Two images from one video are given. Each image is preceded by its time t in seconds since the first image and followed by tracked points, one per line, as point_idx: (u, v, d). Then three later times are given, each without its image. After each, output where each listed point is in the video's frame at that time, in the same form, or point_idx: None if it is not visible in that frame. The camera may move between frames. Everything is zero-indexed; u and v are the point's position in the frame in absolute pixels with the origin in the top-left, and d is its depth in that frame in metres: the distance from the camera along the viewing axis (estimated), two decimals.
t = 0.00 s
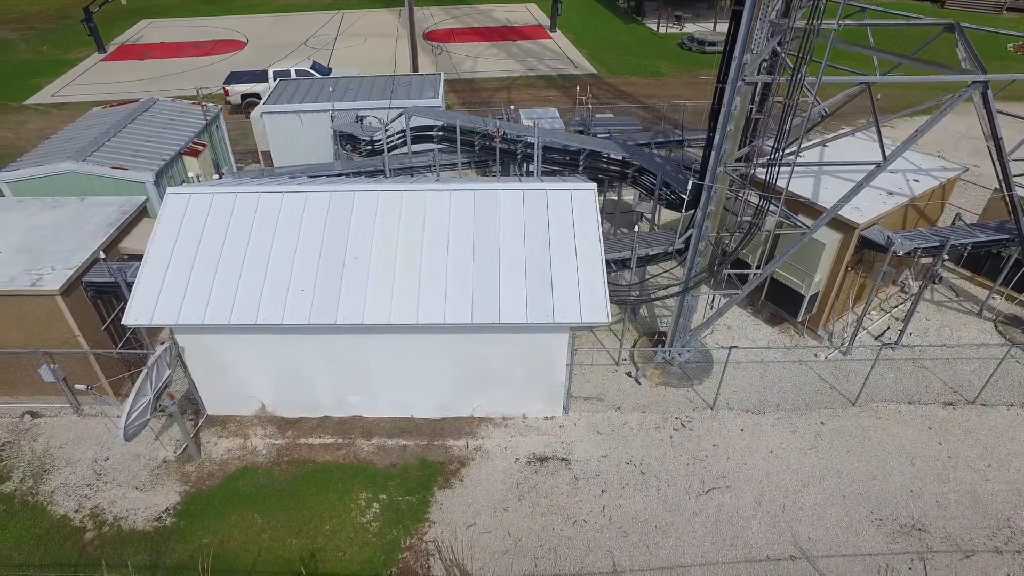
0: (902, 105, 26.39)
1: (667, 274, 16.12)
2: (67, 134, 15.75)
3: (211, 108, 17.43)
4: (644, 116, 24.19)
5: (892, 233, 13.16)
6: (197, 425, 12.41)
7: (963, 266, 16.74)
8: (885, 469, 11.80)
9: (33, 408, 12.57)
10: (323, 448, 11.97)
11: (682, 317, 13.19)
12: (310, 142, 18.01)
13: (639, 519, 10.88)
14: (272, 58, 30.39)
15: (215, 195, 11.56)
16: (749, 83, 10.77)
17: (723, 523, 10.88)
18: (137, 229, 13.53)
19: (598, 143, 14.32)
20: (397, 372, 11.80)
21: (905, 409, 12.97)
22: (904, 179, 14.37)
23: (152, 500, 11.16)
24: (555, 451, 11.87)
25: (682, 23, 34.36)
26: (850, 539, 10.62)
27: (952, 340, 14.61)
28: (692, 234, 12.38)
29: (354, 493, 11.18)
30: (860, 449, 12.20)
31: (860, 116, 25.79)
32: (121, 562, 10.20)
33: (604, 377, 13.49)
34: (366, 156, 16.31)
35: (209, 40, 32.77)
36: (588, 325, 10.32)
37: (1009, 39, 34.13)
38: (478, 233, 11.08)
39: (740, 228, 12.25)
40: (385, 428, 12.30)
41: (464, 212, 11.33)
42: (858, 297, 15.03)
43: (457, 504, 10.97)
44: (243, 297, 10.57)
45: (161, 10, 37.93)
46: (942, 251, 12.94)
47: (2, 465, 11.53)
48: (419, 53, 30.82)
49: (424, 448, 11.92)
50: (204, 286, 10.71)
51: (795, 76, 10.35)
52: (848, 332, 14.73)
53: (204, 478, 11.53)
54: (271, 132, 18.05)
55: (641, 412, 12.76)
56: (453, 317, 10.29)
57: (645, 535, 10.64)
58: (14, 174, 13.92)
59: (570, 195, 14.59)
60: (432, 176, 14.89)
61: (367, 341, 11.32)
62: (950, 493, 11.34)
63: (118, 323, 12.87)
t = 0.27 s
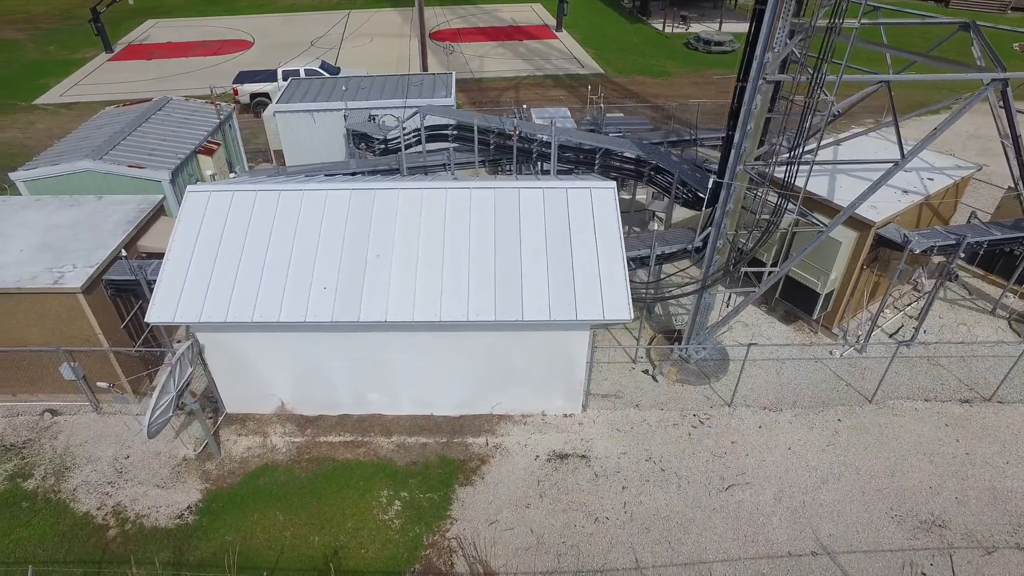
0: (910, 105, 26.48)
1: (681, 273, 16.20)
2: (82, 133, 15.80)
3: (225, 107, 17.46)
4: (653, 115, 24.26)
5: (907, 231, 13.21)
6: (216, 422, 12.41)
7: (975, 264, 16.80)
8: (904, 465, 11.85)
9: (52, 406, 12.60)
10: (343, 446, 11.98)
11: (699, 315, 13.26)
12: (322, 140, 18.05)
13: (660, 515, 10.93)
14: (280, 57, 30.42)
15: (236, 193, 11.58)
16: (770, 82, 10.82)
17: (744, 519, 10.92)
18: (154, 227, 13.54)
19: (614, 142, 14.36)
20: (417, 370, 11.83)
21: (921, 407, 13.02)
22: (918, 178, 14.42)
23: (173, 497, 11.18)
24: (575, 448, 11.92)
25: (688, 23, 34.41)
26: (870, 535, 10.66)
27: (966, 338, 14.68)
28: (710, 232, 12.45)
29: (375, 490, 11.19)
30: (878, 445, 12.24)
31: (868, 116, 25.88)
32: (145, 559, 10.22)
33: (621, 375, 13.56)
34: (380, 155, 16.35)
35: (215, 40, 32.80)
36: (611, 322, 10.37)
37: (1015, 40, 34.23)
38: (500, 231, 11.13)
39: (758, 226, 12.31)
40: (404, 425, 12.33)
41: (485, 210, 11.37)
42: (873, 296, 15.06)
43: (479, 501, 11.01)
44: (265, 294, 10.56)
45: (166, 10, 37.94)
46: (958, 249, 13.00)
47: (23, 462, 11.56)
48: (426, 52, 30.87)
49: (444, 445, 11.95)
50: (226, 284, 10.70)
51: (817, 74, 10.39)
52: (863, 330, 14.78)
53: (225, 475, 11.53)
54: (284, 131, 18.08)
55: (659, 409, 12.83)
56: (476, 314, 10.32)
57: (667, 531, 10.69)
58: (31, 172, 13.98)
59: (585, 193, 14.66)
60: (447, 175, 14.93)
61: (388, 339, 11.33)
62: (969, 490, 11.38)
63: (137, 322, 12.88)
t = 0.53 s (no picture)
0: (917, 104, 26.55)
1: (694, 271, 16.27)
2: (97, 131, 15.83)
3: (237, 105, 17.49)
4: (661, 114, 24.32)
5: (923, 228, 13.26)
6: (234, 419, 12.42)
7: (986, 262, 16.86)
8: (921, 461, 11.88)
9: (70, 402, 12.62)
10: (362, 442, 12.01)
11: (716, 312, 13.31)
12: (334, 138, 18.08)
13: (680, 510, 10.96)
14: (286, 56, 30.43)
15: (256, 189, 11.61)
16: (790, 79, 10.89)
17: (763, 514, 10.96)
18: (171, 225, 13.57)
19: (629, 139, 14.40)
20: (436, 366, 11.86)
21: (937, 403, 13.06)
22: (932, 175, 14.47)
23: (194, 493, 11.19)
24: (593, 444, 11.98)
25: (693, 22, 34.46)
26: (889, 530, 10.69)
27: (980, 334, 14.72)
28: (727, 229, 12.53)
29: (395, 486, 11.20)
30: (894, 441, 12.28)
31: (875, 115, 25.95)
32: (167, 554, 10.24)
33: (637, 372, 13.63)
34: (393, 153, 16.38)
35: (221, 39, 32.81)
36: (632, 318, 10.40)
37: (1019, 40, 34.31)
38: (520, 227, 11.17)
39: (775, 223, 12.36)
40: (423, 421, 12.36)
41: (505, 207, 11.42)
42: (887, 293, 15.10)
43: (499, 497, 11.04)
44: (287, 290, 10.58)
45: (172, 9, 37.95)
46: (974, 246, 13.04)
47: (43, 458, 11.59)
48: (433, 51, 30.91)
49: (463, 441, 11.97)
50: (247, 280, 10.70)
51: (837, 72, 10.45)
52: (876, 327, 14.82)
53: (245, 471, 11.54)
54: (295, 128, 18.10)
55: (676, 406, 12.89)
56: (498, 309, 10.35)
57: (687, 526, 10.72)
58: (47, 169, 14.03)
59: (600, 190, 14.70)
60: (462, 172, 14.96)
61: (408, 335, 11.36)
62: (987, 485, 11.41)
63: (154, 319, 12.88)
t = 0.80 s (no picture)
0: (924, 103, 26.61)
1: (706, 268, 16.30)
2: (109, 128, 15.84)
3: (249, 103, 17.50)
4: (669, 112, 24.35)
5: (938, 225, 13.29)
6: (251, 415, 12.41)
7: (998, 259, 16.89)
8: (938, 457, 11.89)
9: (87, 399, 12.64)
10: (379, 438, 12.02)
11: (731, 309, 13.32)
12: (346, 136, 18.09)
13: (699, 506, 10.97)
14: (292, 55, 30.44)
15: (274, 187, 11.63)
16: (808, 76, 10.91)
17: (782, 509, 10.98)
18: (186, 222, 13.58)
19: (643, 137, 14.43)
20: (454, 363, 11.87)
21: (952, 399, 13.07)
22: (945, 172, 14.50)
23: (212, 489, 11.17)
24: (611, 440, 12.01)
25: (698, 21, 34.53)
26: (908, 526, 10.70)
27: (993, 331, 14.74)
28: (743, 226, 12.55)
29: (413, 482, 11.21)
30: (911, 437, 12.30)
31: (882, 114, 26.00)
32: (187, 550, 10.20)
33: (653, 369, 13.68)
34: (406, 150, 16.40)
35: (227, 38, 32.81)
36: (652, 314, 10.43)
37: None
38: (538, 224, 11.21)
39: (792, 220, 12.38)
40: (440, 418, 12.38)
41: (523, 204, 11.47)
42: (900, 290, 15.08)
43: (518, 493, 11.05)
44: (307, 287, 10.60)
45: (176, 8, 37.91)
46: (989, 243, 13.07)
47: (61, 454, 11.59)
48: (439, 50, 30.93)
49: (480, 438, 11.99)
50: (267, 277, 10.72)
51: (856, 68, 10.47)
52: (890, 324, 14.79)
53: (263, 468, 11.53)
54: (307, 126, 18.10)
55: (692, 402, 12.93)
56: (518, 306, 10.38)
57: (706, 521, 10.73)
58: (61, 167, 14.02)
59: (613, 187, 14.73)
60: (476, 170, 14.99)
61: (427, 331, 11.38)
62: (1004, 481, 11.42)
63: (170, 316, 12.89)
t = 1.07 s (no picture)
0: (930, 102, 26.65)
1: (717, 265, 16.33)
2: (121, 126, 15.83)
3: (259, 101, 17.50)
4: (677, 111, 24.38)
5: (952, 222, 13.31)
6: (267, 412, 12.41)
7: (1009, 257, 16.91)
8: (953, 453, 11.90)
9: (102, 396, 12.63)
10: (396, 435, 12.02)
11: (745, 306, 13.34)
12: (356, 133, 18.10)
13: (717, 502, 10.98)
14: (298, 54, 30.44)
15: (291, 183, 11.64)
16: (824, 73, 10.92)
17: (799, 505, 10.98)
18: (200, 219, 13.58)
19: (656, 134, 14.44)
20: (470, 359, 11.88)
21: (966, 396, 13.09)
22: (958, 170, 14.52)
23: (229, 486, 11.15)
24: (627, 436, 12.04)
25: (703, 20, 34.56)
26: (926, 521, 10.70)
27: (1006, 328, 14.76)
28: (759, 223, 12.58)
29: (431, 478, 11.21)
30: (926, 433, 12.30)
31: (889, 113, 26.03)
32: (205, 546, 10.18)
33: (667, 366, 13.72)
34: (418, 148, 16.41)
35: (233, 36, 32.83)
36: (670, 310, 10.44)
37: None
38: (556, 221, 11.23)
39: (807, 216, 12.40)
40: (456, 414, 12.39)
41: (540, 200, 11.49)
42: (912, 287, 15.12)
43: (536, 489, 11.06)
44: (325, 282, 10.60)
45: (180, 8, 37.89)
46: (1003, 240, 13.09)
47: (78, 450, 11.58)
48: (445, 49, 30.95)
49: (497, 434, 12.00)
50: (285, 272, 10.71)
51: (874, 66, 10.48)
52: (902, 321, 14.84)
53: (279, 464, 11.51)
54: (317, 123, 18.10)
55: (707, 398, 12.97)
56: (537, 301, 10.39)
57: (724, 517, 10.74)
58: (75, 164, 13.97)
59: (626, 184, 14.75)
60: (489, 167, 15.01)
61: (444, 328, 11.38)
62: (1021, 478, 11.43)
63: (185, 312, 12.89)
